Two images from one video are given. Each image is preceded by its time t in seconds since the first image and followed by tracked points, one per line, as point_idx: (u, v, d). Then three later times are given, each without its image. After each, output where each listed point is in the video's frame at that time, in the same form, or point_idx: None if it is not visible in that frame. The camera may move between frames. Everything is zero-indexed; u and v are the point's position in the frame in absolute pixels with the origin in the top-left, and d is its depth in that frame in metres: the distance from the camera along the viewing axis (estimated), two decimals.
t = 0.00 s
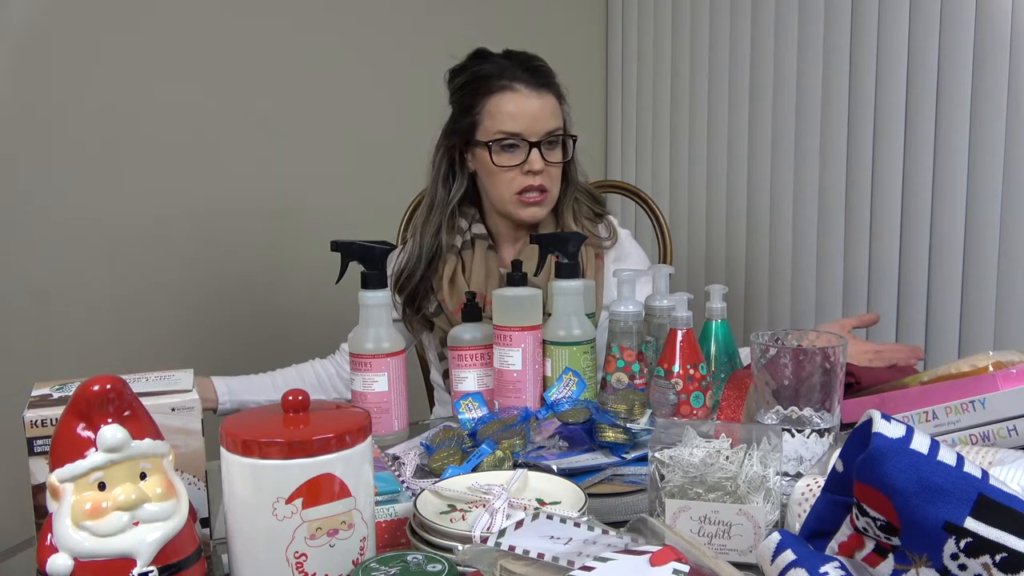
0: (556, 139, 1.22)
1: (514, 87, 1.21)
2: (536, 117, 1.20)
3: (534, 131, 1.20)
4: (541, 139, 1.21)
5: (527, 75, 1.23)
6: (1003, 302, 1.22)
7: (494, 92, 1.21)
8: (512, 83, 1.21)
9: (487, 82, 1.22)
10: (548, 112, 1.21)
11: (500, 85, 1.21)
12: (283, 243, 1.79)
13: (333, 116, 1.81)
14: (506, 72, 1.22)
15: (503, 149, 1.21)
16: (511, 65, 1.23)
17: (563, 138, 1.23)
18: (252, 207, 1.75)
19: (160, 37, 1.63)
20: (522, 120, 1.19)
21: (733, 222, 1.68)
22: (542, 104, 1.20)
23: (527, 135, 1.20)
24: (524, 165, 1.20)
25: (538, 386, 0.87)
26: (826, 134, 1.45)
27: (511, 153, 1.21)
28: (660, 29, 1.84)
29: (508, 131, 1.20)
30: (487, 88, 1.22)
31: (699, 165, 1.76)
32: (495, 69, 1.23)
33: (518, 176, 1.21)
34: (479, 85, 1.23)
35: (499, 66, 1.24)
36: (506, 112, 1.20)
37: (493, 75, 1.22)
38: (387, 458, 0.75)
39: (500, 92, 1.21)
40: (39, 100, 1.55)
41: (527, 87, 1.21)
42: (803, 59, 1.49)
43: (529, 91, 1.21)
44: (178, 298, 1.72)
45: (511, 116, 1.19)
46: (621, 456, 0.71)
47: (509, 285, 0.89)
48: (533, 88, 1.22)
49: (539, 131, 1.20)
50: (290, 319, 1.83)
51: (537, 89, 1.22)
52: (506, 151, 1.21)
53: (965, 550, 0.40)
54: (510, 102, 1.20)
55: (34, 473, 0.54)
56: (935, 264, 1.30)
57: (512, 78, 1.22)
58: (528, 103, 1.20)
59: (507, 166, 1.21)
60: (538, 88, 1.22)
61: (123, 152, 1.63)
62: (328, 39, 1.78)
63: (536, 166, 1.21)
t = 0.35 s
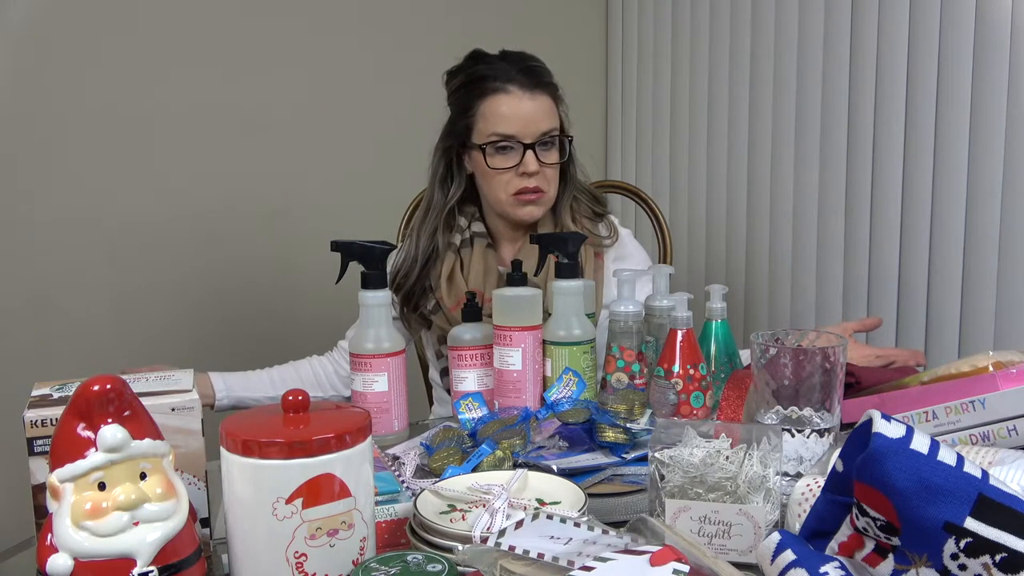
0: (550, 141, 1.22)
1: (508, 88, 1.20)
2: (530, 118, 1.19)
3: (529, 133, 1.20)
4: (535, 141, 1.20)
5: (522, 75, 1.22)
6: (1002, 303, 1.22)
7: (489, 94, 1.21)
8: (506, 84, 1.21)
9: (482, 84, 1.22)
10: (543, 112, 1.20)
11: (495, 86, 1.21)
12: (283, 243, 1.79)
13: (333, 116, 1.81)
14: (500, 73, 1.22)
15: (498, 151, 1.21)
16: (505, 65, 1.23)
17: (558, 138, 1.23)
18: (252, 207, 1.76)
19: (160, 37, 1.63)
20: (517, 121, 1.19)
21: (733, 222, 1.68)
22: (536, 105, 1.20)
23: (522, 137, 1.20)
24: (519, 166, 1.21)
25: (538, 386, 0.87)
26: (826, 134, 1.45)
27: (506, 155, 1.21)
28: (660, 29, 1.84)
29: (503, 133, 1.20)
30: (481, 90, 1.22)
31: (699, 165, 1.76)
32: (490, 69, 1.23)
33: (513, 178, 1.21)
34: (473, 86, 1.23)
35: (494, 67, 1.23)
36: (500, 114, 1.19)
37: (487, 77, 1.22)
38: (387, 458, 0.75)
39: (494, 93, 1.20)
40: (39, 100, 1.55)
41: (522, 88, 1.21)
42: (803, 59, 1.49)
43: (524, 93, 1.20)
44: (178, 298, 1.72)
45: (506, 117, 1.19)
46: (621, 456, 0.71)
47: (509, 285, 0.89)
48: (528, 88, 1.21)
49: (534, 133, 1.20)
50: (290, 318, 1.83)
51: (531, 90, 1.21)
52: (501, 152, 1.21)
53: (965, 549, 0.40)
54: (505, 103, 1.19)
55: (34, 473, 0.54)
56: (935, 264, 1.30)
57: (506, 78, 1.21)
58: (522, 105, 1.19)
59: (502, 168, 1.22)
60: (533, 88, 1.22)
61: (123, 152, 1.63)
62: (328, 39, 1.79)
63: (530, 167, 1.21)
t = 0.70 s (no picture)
0: (546, 141, 1.21)
1: (503, 90, 1.20)
2: (525, 120, 1.19)
3: (525, 134, 1.19)
4: (531, 142, 1.20)
5: (516, 76, 1.22)
6: (1002, 303, 1.22)
7: (484, 95, 1.21)
8: (501, 86, 1.21)
9: (477, 86, 1.22)
10: (538, 113, 1.20)
11: (490, 88, 1.21)
12: (283, 243, 1.79)
13: (333, 116, 1.81)
14: (495, 75, 1.22)
15: (495, 153, 1.21)
16: (500, 67, 1.23)
17: (554, 138, 1.22)
18: (252, 207, 1.76)
19: (160, 37, 1.63)
20: (512, 123, 1.19)
21: (733, 222, 1.68)
22: (531, 106, 1.20)
23: (517, 139, 1.20)
24: (515, 168, 1.20)
25: (538, 386, 0.87)
26: (826, 135, 1.45)
27: (502, 156, 1.21)
28: (660, 30, 1.84)
29: (499, 135, 1.20)
30: (477, 92, 1.22)
31: (699, 165, 1.76)
32: (485, 71, 1.23)
33: (508, 179, 1.21)
34: (469, 88, 1.23)
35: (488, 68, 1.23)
36: (496, 116, 1.19)
37: (482, 79, 1.22)
38: (387, 458, 0.75)
39: (490, 95, 1.20)
40: (39, 101, 1.55)
41: (517, 89, 1.21)
42: (803, 60, 1.49)
43: (519, 94, 1.20)
44: (179, 298, 1.72)
45: (501, 119, 1.19)
46: (621, 456, 0.71)
47: (510, 285, 0.89)
48: (523, 89, 1.21)
49: (530, 134, 1.20)
50: (290, 318, 1.83)
51: (526, 90, 1.21)
52: (497, 154, 1.21)
53: (965, 550, 0.40)
54: (500, 105, 1.19)
55: (34, 473, 0.54)
56: (935, 264, 1.30)
57: (500, 80, 1.21)
58: (517, 106, 1.19)
59: (499, 170, 1.21)
60: (528, 89, 1.22)
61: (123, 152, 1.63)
62: (328, 39, 1.79)
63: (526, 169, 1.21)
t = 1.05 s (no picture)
0: (542, 142, 1.21)
1: (499, 91, 1.20)
2: (521, 121, 1.19)
3: (520, 135, 1.19)
4: (526, 143, 1.20)
5: (511, 76, 1.21)
6: (1002, 303, 1.22)
7: (481, 96, 1.21)
8: (497, 86, 1.20)
9: (474, 86, 1.22)
10: (533, 114, 1.20)
11: (486, 89, 1.20)
12: (283, 243, 1.80)
13: (333, 116, 1.81)
14: (491, 75, 1.21)
15: (491, 154, 1.21)
16: (497, 67, 1.22)
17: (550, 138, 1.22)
18: (252, 207, 1.76)
19: (160, 37, 1.63)
20: (508, 124, 1.19)
21: (733, 221, 1.68)
22: (527, 106, 1.19)
23: (513, 139, 1.19)
24: (510, 169, 1.20)
25: (538, 386, 0.87)
26: (826, 134, 1.45)
27: (498, 157, 1.21)
28: (660, 29, 1.84)
29: (495, 136, 1.20)
30: (473, 92, 1.22)
31: (699, 164, 1.76)
32: (481, 72, 1.22)
33: (505, 180, 1.21)
34: (465, 89, 1.23)
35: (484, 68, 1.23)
36: (492, 117, 1.19)
37: (479, 79, 1.22)
38: (387, 458, 0.75)
39: (486, 96, 1.20)
40: (39, 100, 1.55)
41: (513, 90, 1.20)
42: (803, 60, 1.49)
43: (515, 94, 1.20)
44: (179, 298, 1.72)
45: (497, 120, 1.19)
46: (621, 456, 0.71)
47: (510, 285, 0.89)
48: (519, 89, 1.21)
49: (526, 134, 1.19)
50: (290, 318, 1.83)
51: (521, 91, 1.21)
52: (494, 155, 1.21)
53: (965, 550, 0.40)
54: (496, 106, 1.19)
55: (34, 473, 0.54)
56: (935, 264, 1.30)
57: (496, 80, 1.21)
58: (512, 107, 1.19)
59: (495, 171, 1.21)
60: (524, 90, 1.21)
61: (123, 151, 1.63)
62: (328, 39, 1.79)
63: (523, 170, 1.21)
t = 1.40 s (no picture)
0: (538, 142, 1.21)
1: (496, 91, 1.20)
2: (518, 121, 1.19)
3: (517, 135, 1.19)
4: (524, 143, 1.20)
5: (508, 77, 1.21)
6: (1002, 303, 1.22)
7: (478, 96, 1.21)
8: (494, 87, 1.20)
9: (471, 87, 1.22)
10: (531, 114, 1.20)
11: (483, 89, 1.20)
12: (283, 242, 1.80)
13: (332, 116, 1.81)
14: (488, 76, 1.21)
15: (488, 154, 1.21)
16: (494, 68, 1.22)
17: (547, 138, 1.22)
18: (252, 207, 1.76)
19: (159, 37, 1.63)
20: (505, 124, 1.18)
21: (733, 221, 1.68)
22: (524, 107, 1.19)
23: (510, 140, 1.19)
24: (508, 169, 1.20)
25: (538, 386, 0.87)
26: (826, 134, 1.45)
27: (495, 158, 1.21)
28: (660, 29, 1.84)
29: (492, 137, 1.20)
30: (471, 92, 1.21)
31: (699, 164, 1.76)
32: (478, 72, 1.22)
33: (503, 181, 1.21)
34: (462, 89, 1.23)
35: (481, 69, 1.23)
36: (489, 118, 1.19)
37: (476, 80, 1.22)
38: (387, 458, 0.75)
39: (483, 96, 1.20)
40: (39, 100, 1.55)
41: (510, 90, 1.20)
42: (803, 59, 1.49)
43: (512, 94, 1.20)
44: (178, 298, 1.72)
45: (494, 121, 1.19)
46: (621, 456, 0.71)
47: (510, 284, 0.89)
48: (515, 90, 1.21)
49: (522, 135, 1.19)
50: (290, 318, 1.83)
51: (518, 91, 1.20)
52: (491, 155, 1.21)
53: (965, 550, 0.40)
54: (493, 107, 1.19)
55: (34, 473, 0.54)
56: (935, 263, 1.30)
57: (492, 81, 1.21)
58: (509, 107, 1.19)
59: (492, 171, 1.21)
60: (521, 90, 1.21)
61: (124, 151, 1.63)
62: (328, 39, 1.79)
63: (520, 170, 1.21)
